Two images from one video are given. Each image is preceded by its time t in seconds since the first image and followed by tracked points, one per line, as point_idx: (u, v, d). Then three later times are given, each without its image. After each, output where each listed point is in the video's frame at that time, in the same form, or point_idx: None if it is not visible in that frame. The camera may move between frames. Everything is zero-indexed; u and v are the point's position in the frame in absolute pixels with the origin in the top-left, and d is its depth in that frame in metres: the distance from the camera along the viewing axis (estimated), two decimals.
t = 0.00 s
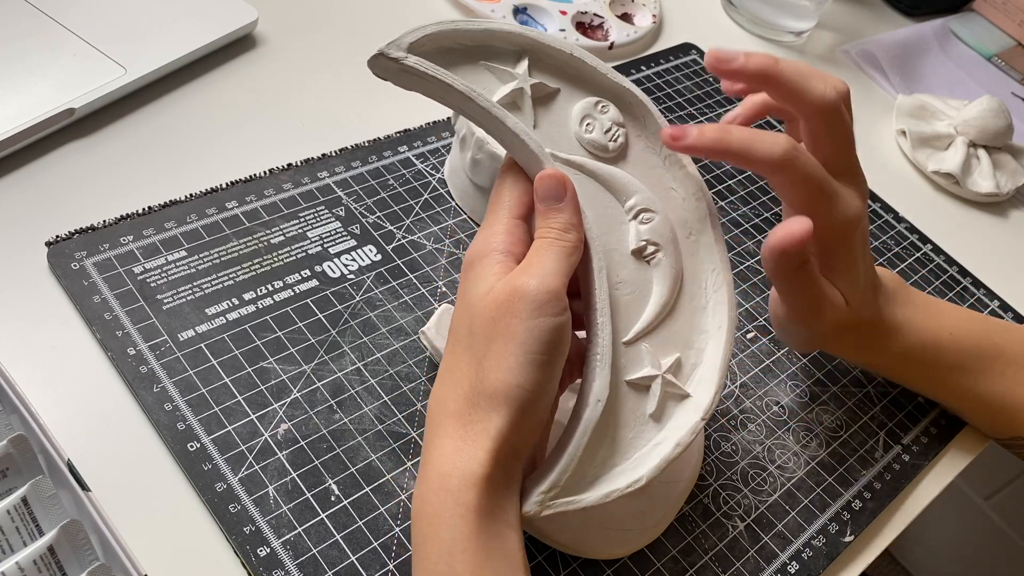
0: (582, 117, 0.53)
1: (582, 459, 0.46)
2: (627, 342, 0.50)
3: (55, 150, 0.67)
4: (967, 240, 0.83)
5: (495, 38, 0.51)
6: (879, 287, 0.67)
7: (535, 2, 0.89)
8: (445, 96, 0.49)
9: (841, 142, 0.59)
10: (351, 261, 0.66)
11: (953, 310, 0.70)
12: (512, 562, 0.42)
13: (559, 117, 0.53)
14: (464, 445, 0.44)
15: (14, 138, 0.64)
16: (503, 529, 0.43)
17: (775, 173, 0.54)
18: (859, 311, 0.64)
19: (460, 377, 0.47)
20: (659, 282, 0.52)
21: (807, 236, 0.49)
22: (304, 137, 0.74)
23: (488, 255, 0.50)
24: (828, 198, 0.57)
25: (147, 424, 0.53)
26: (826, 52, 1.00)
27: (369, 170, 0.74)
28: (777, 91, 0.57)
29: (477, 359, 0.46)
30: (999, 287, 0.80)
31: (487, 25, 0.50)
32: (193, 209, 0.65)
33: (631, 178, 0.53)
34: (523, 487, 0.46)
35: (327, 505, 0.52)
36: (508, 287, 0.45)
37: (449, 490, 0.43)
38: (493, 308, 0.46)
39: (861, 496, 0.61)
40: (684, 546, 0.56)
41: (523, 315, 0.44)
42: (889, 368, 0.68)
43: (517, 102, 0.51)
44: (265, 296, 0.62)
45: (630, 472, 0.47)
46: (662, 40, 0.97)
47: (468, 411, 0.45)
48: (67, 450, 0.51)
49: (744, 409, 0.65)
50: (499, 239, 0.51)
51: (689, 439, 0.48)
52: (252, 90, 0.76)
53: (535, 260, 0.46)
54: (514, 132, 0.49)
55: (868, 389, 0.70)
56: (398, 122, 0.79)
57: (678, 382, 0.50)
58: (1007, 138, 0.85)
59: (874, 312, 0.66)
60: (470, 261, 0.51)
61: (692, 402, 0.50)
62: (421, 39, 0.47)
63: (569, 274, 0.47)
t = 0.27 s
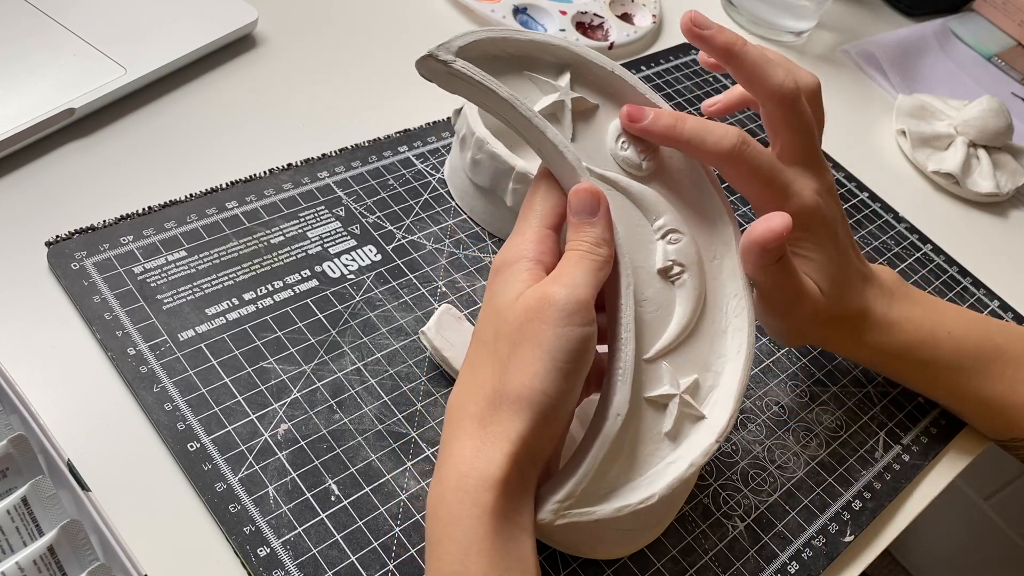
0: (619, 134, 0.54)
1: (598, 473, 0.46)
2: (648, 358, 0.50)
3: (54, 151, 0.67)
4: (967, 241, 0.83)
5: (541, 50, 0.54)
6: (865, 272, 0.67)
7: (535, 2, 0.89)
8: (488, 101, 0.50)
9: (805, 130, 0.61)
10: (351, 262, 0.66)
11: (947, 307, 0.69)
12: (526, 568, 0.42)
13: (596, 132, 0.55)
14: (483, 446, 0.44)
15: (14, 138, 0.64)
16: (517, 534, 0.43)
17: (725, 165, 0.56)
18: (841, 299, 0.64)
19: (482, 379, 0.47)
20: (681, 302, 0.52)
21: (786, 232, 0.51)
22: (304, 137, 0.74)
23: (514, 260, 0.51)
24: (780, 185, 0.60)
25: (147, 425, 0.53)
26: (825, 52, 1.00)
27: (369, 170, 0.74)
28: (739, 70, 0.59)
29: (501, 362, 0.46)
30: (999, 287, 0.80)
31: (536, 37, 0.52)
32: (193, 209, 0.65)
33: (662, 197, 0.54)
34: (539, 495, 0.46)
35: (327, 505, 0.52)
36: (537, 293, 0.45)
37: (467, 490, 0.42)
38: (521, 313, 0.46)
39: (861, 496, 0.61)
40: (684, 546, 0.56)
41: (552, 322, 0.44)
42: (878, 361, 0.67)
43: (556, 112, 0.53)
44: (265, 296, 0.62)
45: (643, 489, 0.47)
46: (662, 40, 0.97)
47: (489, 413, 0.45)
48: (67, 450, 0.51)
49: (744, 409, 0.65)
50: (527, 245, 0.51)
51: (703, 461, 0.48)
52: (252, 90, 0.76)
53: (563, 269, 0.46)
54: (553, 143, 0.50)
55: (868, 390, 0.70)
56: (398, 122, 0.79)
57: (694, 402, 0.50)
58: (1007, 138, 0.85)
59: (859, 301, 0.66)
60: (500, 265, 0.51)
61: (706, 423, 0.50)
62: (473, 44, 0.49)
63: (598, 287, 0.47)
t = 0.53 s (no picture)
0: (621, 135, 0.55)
1: (598, 471, 0.46)
2: (650, 358, 0.50)
3: (54, 151, 0.67)
4: (967, 241, 0.83)
5: (541, 55, 0.54)
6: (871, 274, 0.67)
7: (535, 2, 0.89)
8: (487, 105, 0.50)
9: (814, 132, 0.61)
10: (350, 261, 0.66)
11: (949, 307, 0.70)
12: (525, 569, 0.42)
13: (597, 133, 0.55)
14: (482, 447, 0.44)
15: (14, 138, 0.64)
16: (517, 535, 0.43)
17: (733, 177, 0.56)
18: (847, 301, 0.65)
19: (481, 380, 0.47)
20: (685, 303, 0.52)
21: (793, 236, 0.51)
22: (304, 137, 0.74)
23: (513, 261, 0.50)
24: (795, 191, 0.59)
25: (147, 425, 0.53)
26: (825, 52, 1.00)
27: (369, 170, 0.74)
28: (745, 81, 0.59)
29: (500, 363, 0.46)
30: (999, 287, 0.80)
31: (536, 41, 0.53)
32: (193, 209, 0.65)
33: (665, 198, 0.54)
34: (538, 493, 0.45)
35: (327, 505, 0.52)
36: (536, 293, 0.45)
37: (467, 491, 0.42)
38: (520, 313, 0.46)
39: (861, 496, 0.61)
40: (684, 546, 0.56)
41: (550, 322, 0.44)
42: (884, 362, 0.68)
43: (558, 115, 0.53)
44: (265, 296, 0.62)
45: (645, 490, 0.47)
46: (662, 40, 0.97)
47: (488, 414, 0.45)
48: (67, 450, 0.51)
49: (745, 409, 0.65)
50: (526, 247, 0.51)
51: (707, 462, 0.48)
52: (253, 90, 0.76)
53: (562, 269, 0.46)
54: (553, 144, 0.50)
55: (868, 390, 0.70)
56: (398, 122, 0.79)
57: (698, 404, 0.50)
58: (1007, 138, 0.85)
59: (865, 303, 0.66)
60: (499, 267, 0.51)
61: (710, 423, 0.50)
62: (474, 49, 0.49)
63: (597, 287, 0.46)
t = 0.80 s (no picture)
0: (596, 127, 0.55)
1: (589, 462, 0.46)
2: (636, 348, 0.50)
3: (54, 151, 0.67)
4: (968, 241, 0.83)
5: (512, 49, 0.53)
6: (877, 275, 0.67)
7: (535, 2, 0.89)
8: (460, 102, 0.50)
9: (828, 135, 0.61)
10: (351, 262, 0.66)
11: (950, 306, 0.70)
12: (517, 565, 0.42)
13: (572, 124, 0.55)
14: (470, 446, 0.44)
15: (14, 138, 0.64)
16: (508, 531, 0.43)
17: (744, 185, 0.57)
18: (854, 304, 0.65)
19: (466, 378, 0.47)
20: (669, 291, 0.52)
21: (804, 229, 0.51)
22: (304, 137, 0.74)
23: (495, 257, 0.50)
24: (809, 196, 0.59)
25: (147, 425, 0.53)
26: (826, 52, 1.00)
27: (369, 170, 0.74)
28: (755, 90, 0.59)
29: (484, 361, 0.46)
30: (999, 287, 0.80)
31: (506, 36, 0.52)
32: (193, 209, 0.65)
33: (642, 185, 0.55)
34: (528, 488, 0.45)
35: (327, 505, 0.52)
36: (517, 288, 0.45)
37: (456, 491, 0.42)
38: (501, 309, 0.46)
39: (861, 496, 0.61)
40: (684, 546, 0.56)
41: (531, 317, 0.44)
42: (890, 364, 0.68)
43: (532, 109, 0.53)
44: (265, 296, 0.62)
45: (636, 479, 0.47)
46: (662, 40, 0.97)
47: (474, 412, 0.45)
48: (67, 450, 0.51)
49: (744, 409, 0.65)
50: (507, 242, 0.51)
51: (697, 447, 0.48)
52: (252, 90, 0.76)
53: (543, 263, 0.46)
54: (529, 138, 0.50)
55: (867, 389, 0.70)
56: (398, 122, 0.79)
57: (686, 390, 0.50)
58: (1007, 138, 0.85)
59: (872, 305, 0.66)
60: (480, 263, 0.51)
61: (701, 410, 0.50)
62: (443, 47, 0.49)
63: (579, 279, 0.47)
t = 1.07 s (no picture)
0: (576, 119, 0.53)
1: (582, 456, 0.46)
2: (625, 340, 0.50)
3: (54, 151, 0.67)
4: (968, 241, 0.83)
5: (486, 46, 0.52)
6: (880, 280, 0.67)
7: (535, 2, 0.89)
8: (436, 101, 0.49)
9: (837, 142, 0.60)
10: (351, 262, 0.66)
11: (952, 307, 0.70)
12: (513, 562, 0.42)
13: (552, 118, 0.54)
14: (463, 447, 0.44)
15: (14, 138, 0.64)
16: (502, 529, 0.43)
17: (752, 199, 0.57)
18: (859, 309, 0.65)
19: (456, 378, 0.46)
20: (657, 281, 0.52)
21: (814, 235, 0.51)
22: (304, 137, 0.74)
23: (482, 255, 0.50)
24: (817, 204, 0.59)
25: (147, 425, 0.53)
26: (826, 52, 1.00)
27: (369, 170, 0.73)
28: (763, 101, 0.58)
29: (473, 360, 0.45)
30: (999, 287, 0.80)
31: (480, 33, 0.50)
32: (193, 209, 0.65)
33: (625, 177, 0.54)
34: (521, 485, 0.45)
35: (327, 505, 0.52)
36: (502, 286, 0.45)
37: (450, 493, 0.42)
38: (487, 308, 0.45)
39: (860, 496, 0.61)
40: (684, 546, 0.56)
41: (518, 315, 0.44)
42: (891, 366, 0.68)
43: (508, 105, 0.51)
44: (265, 296, 0.62)
45: (631, 472, 0.47)
46: (662, 40, 0.97)
47: (465, 412, 0.45)
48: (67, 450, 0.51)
49: (744, 409, 0.65)
50: (492, 239, 0.50)
51: (690, 436, 0.48)
52: (252, 90, 0.76)
53: (528, 260, 0.46)
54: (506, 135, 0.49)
55: (867, 390, 0.70)
56: (398, 122, 0.79)
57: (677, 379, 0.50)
58: (1007, 138, 0.85)
59: (876, 308, 0.66)
60: (466, 261, 0.51)
61: (693, 399, 0.50)
62: (413, 49, 0.48)
63: (564, 272, 0.46)
